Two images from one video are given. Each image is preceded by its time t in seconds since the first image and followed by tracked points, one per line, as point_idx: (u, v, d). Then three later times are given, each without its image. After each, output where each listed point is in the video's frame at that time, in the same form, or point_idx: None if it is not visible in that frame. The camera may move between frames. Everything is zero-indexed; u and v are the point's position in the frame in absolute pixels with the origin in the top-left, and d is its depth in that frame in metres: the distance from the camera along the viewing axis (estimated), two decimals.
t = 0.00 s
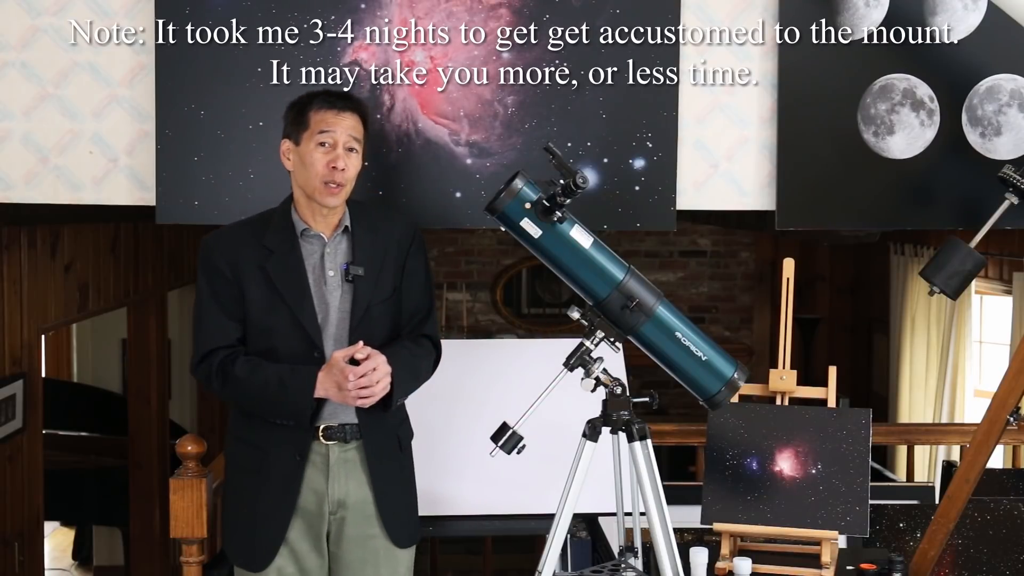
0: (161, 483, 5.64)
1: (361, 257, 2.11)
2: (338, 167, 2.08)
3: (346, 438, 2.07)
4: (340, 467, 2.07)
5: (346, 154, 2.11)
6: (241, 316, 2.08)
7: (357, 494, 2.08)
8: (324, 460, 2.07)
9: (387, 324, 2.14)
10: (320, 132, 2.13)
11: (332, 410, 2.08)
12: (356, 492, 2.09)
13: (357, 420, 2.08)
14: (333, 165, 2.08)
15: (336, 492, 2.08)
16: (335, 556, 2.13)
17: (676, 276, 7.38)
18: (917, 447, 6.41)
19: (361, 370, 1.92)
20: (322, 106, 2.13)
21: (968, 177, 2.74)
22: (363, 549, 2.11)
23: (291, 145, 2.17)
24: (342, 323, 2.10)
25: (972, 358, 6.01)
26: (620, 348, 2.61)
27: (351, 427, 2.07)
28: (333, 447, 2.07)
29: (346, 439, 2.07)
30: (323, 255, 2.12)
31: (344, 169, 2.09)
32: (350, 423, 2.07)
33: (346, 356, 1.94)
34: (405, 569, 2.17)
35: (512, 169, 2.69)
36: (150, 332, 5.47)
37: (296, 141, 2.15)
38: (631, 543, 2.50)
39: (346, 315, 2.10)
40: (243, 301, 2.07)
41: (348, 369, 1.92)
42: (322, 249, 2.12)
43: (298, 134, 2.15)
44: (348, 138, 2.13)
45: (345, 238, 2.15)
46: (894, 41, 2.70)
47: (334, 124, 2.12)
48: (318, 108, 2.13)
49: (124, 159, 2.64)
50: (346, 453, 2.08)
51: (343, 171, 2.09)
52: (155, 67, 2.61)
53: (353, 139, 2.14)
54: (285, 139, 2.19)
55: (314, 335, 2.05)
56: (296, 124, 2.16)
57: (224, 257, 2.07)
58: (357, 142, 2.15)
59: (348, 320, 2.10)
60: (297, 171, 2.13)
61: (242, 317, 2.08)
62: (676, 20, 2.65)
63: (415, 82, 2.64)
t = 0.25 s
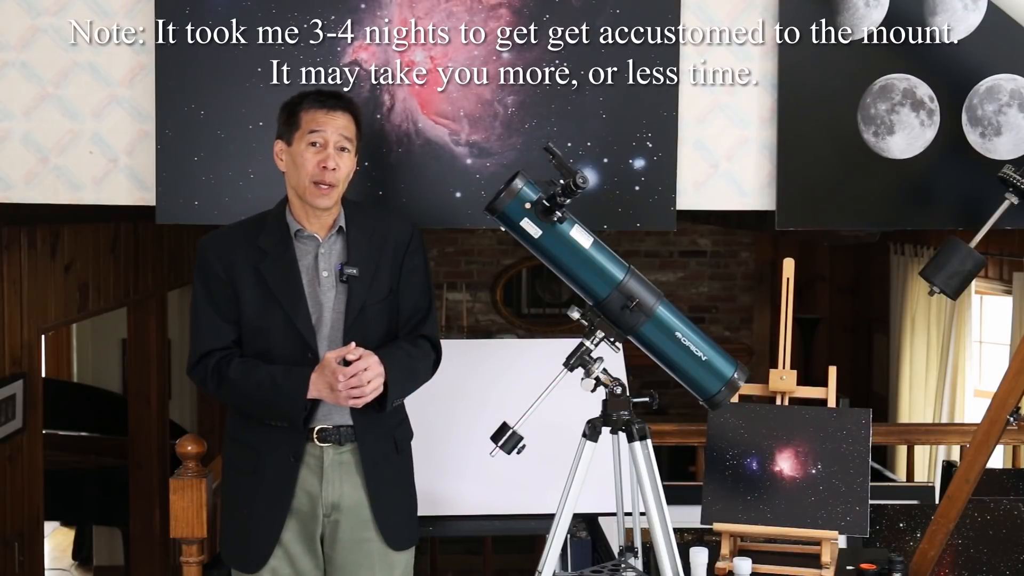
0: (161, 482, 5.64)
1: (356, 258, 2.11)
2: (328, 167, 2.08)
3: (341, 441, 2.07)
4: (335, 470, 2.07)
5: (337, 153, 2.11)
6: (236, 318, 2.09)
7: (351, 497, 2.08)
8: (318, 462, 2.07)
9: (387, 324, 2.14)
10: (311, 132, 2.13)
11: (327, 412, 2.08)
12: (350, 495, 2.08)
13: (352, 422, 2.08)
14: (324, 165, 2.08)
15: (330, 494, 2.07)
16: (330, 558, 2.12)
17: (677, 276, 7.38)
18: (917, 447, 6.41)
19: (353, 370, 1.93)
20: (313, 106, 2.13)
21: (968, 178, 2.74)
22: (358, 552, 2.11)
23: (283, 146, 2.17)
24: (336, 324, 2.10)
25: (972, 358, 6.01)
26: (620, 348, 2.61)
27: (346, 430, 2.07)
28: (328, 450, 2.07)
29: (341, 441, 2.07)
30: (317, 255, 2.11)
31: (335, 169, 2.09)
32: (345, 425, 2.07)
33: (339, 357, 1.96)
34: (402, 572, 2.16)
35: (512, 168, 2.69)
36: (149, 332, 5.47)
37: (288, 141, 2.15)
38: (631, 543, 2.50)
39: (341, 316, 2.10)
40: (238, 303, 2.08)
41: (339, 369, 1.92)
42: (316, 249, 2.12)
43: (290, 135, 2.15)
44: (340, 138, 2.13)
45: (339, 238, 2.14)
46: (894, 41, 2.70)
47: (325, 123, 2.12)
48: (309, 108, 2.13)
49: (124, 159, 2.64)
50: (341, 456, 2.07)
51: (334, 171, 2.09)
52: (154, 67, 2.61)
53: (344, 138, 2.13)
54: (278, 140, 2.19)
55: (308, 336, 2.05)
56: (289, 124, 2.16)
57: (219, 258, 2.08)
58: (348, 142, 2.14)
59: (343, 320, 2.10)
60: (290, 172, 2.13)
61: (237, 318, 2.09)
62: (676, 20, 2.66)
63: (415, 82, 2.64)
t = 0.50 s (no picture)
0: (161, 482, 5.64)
1: (354, 257, 2.11)
2: (323, 168, 2.08)
3: (341, 443, 2.06)
4: (335, 472, 2.07)
5: (332, 154, 2.11)
6: (234, 320, 2.09)
7: (351, 499, 2.08)
8: (318, 464, 2.07)
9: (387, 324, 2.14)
10: (306, 133, 2.12)
11: (327, 412, 2.08)
12: (350, 497, 2.08)
13: (352, 422, 2.08)
14: (319, 165, 2.08)
15: (330, 496, 2.07)
16: (330, 560, 2.12)
17: (677, 276, 7.38)
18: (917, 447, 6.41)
19: (354, 369, 1.93)
20: (307, 107, 2.13)
21: (968, 178, 2.74)
22: (358, 553, 2.10)
23: (279, 147, 2.17)
24: (335, 323, 2.10)
25: (972, 358, 6.01)
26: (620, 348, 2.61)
27: (345, 431, 2.07)
28: (327, 452, 2.06)
29: (341, 443, 2.06)
30: (314, 256, 2.12)
31: (330, 170, 2.09)
32: (344, 426, 2.07)
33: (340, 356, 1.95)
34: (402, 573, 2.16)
35: (512, 168, 2.69)
36: (149, 332, 5.47)
37: (283, 142, 2.15)
38: (631, 543, 2.50)
39: (339, 315, 2.10)
40: (235, 305, 2.08)
41: (340, 367, 1.93)
42: (313, 250, 2.12)
43: (285, 136, 2.15)
44: (334, 139, 2.12)
45: (337, 239, 2.14)
46: (894, 42, 2.70)
47: (319, 125, 2.12)
48: (303, 109, 2.13)
49: (124, 159, 2.64)
50: (341, 457, 2.07)
51: (329, 172, 2.09)
52: (154, 67, 2.61)
53: (339, 139, 2.13)
54: (273, 141, 2.19)
55: (307, 337, 2.05)
56: (283, 125, 2.16)
57: (215, 258, 2.08)
58: (343, 142, 2.14)
59: (340, 321, 2.10)
60: (285, 173, 2.13)
61: (236, 320, 2.09)
62: (676, 20, 2.66)
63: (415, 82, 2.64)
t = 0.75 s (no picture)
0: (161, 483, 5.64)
1: (354, 257, 2.11)
2: (314, 167, 2.08)
3: (347, 445, 2.05)
4: (340, 473, 2.07)
5: (323, 153, 2.11)
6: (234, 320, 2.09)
7: (357, 501, 2.08)
8: (324, 466, 2.07)
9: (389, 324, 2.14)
10: (297, 132, 2.13)
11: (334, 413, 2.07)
12: (356, 499, 2.08)
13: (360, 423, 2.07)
14: (310, 164, 2.08)
15: (336, 499, 2.07)
16: (334, 563, 2.12)
17: (677, 276, 7.38)
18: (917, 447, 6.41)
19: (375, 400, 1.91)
20: (297, 106, 2.13)
21: (968, 178, 2.74)
22: (362, 555, 2.11)
23: (273, 148, 2.18)
24: (337, 322, 2.10)
25: (972, 358, 6.01)
26: (620, 348, 2.61)
27: (351, 433, 2.06)
28: (333, 454, 2.06)
29: (346, 445, 2.05)
30: (314, 255, 2.12)
31: (322, 168, 2.09)
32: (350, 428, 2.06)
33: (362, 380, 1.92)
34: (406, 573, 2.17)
35: (512, 169, 2.69)
36: (149, 332, 5.47)
37: (276, 143, 2.16)
38: (631, 543, 2.50)
39: (341, 315, 2.10)
40: (236, 308, 2.07)
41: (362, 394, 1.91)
42: (313, 249, 2.13)
43: (278, 136, 2.16)
44: (325, 137, 2.12)
45: (336, 238, 2.15)
46: (894, 42, 2.70)
47: (310, 123, 2.12)
48: (294, 109, 2.14)
49: (124, 159, 2.64)
50: (346, 459, 2.07)
51: (320, 170, 2.09)
52: (154, 67, 2.61)
53: (330, 137, 2.13)
54: (267, 142, 2.20)
55: (310, 337, 2.04)
56: (276, 126, 2.16)
57: (215, 260, 2.07)
58: (335, 141, 2.14)
59: (343, 319, 2.10)
60: (279, 174, 2.13)
61: (237, 324, 2.08)
62: (676, 20, 2.66)
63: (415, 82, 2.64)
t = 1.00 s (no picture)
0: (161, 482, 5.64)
1: (397, 260, 2.11)
2: (361, 165, 2.07)
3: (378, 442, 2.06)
4: (371, 469, 2.07)
5: (369, 152, 2.10)
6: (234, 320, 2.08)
7: (388, 495, 2.09)
8: (355, 462, 2.07)
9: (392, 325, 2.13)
10: (344, 131, 2.12)
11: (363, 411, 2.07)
12: (387, 493, 2.09)
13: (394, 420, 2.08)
14: (357, 162, 2.07)
15: (368, 493, 2.08)
16: (366, 556, 2.13)
17: (676, 276, 7.38)
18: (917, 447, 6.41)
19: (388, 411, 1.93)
20: (345, 105, 2.13)
21: (968, 178, 2.74)
22: (393, 548, 2.11)
23: (319, 147, 2.17)
24: (374, 324, 2.09)
25: (972, 358, 6.01)
26: (620, 348, 2.61)
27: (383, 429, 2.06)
28: (364, 450, 2.07)
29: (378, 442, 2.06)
30: (355, 256, 2.11)
31: (368, 166, 2.07)
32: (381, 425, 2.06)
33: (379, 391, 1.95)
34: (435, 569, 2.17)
35: (512, 169, 2.69)
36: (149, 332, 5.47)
37: (322, 142, 2.15)
38: (631, 543, 2.50)
39: (381, 317, 2.09)
40: (273, 305, 2.08)
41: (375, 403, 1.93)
42: (353, 249, 2.11)
43: (324, 135, 2.15)
44: (372, 136, 2.11)
45: (378, 239, 2.14)
46: (894, 42, 2.70)
47: (356, 122, 2.11)
48: (341, 108, 2.13)
49: (124, 159, 2.64)
50: (377, 455, 2.08)
51: (367, 168, 2.08)
52: (154, 67, 2.61)
53: (377, 136, 2.12)
54: (313, 141, 2.19)
55: (345, 336, 2.04)
56: (322, 125, 2.16)
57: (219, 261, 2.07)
58: (382, 140, 2.13)
59: (383, 320, 2.09)
60: (325, 172, 2.13)
61: (271, 321, 2.09)
62: (676, 21, 2.66)
63: (415, 82, 2.64)
